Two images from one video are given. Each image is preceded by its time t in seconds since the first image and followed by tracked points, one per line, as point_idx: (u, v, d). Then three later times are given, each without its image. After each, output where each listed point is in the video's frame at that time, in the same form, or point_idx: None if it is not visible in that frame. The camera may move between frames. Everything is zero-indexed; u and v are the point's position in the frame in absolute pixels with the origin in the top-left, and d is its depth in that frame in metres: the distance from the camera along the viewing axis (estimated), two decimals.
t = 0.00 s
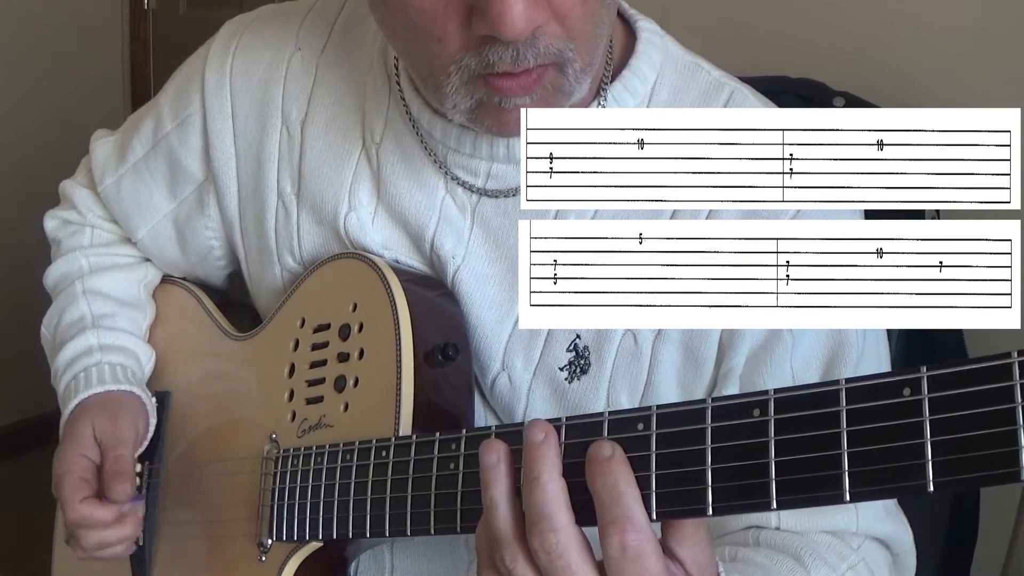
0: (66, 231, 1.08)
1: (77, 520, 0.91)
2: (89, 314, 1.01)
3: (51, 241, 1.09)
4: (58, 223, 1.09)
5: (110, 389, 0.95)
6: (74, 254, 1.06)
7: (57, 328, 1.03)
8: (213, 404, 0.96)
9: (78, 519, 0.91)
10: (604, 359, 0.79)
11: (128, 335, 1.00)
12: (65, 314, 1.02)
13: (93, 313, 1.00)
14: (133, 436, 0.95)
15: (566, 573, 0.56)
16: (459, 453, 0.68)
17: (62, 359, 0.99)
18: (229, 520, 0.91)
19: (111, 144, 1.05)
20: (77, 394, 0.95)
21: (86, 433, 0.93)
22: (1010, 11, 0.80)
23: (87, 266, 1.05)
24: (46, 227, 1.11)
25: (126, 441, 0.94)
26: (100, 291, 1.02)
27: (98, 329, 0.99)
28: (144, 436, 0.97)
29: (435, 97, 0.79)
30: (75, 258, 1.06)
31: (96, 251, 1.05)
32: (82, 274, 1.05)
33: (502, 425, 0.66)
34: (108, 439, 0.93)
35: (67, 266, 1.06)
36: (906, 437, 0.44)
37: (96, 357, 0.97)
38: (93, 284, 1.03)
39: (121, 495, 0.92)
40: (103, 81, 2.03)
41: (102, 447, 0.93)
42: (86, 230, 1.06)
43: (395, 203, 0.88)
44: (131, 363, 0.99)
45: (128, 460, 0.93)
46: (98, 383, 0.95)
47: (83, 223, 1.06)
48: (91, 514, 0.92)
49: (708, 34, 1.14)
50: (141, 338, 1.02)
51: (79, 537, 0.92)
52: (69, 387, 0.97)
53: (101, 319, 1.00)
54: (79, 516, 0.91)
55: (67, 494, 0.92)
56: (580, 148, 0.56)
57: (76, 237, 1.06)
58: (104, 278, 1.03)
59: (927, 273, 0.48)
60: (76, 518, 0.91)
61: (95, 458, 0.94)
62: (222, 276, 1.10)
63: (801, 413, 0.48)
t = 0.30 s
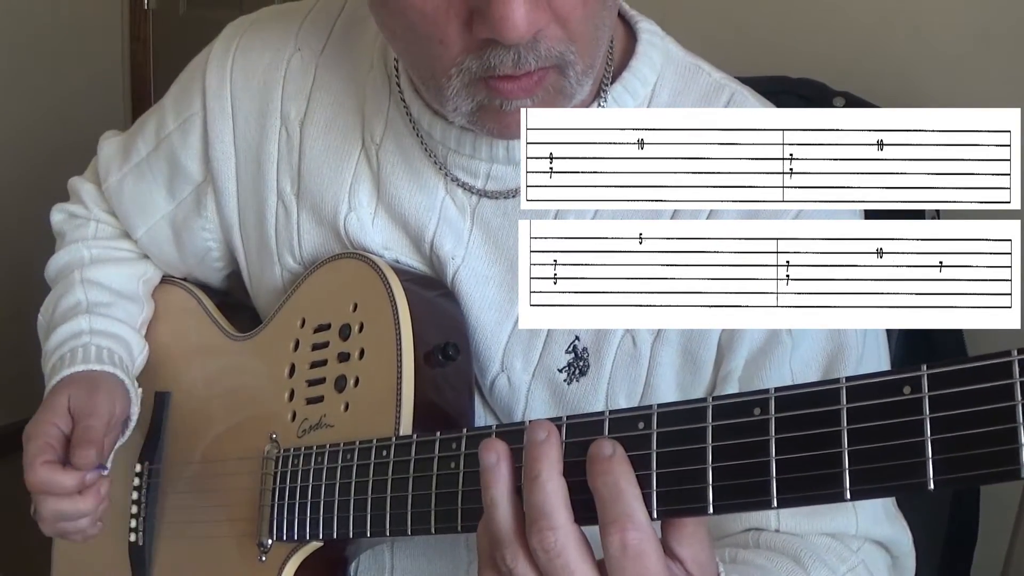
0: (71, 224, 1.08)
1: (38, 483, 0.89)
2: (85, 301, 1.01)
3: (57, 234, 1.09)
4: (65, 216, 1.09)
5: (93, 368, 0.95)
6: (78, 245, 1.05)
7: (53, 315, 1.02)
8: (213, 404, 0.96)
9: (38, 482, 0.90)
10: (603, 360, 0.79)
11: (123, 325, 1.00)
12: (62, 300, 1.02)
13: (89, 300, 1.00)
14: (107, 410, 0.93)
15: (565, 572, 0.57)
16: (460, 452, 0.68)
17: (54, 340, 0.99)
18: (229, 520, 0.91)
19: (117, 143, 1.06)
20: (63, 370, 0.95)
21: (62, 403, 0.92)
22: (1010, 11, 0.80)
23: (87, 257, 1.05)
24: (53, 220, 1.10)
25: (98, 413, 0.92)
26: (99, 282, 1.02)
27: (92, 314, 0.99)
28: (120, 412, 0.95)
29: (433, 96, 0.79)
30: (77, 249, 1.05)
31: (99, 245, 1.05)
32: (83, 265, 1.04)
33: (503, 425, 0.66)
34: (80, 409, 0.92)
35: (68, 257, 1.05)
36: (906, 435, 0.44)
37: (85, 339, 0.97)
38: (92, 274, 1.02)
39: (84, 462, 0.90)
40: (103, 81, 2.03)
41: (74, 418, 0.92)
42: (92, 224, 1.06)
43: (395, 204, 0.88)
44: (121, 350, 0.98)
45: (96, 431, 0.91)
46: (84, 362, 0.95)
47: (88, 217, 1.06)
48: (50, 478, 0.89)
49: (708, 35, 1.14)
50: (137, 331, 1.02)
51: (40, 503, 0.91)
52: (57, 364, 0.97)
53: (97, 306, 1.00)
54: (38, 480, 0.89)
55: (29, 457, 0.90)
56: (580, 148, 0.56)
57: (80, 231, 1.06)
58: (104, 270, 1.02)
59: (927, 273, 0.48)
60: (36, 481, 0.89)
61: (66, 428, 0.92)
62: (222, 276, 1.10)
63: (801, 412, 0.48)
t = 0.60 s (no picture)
0: (68, 229, 1.08)
1: (71, 487, 0.91)
2: (85, 307, 1.01)
3: (54, 239, 1.09)
4: (62, 221, 1.09)
5: (98, 373, 0.95)
6: (77, 250, 1.05)
7: (54, 322, 1.02)
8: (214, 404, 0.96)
9: (72, 487, 0.91)
10: (602, 359, 0.79)
11: (124, 328, 1.00)
12: (62, 306, 1.02)
13: (89, 307, 1.00)
14: (125, 407, 0.94)
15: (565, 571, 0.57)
16: (460, 450, 0.68)
17: (56, 347, 0.99)
18: (229, 520, 0.91)
19: (115, 146, 1.06)
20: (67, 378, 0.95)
21: (76, 411, 0.92)
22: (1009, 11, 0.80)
23: (87, 262, 1.05)
24: (50, 225, 1.11)
25: (116, 410, 0.93)
26: (99, 287, 1.02)
27: (93, 319, 0.99)
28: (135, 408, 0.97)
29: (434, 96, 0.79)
30: (76, 255, 1.05)
31: (98, 249, 1.05)
32: (83, 270, 1.04)
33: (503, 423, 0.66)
34: (95, 412, 0.93)
35: (67, 261, 1.05)
36: (905, 431, 0.44)
37: (87, 345, 0.97)
38: (92, 279, 1.03)
39: (115, 458, 0.91)
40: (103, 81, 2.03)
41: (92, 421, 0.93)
42: (90, 229, 1.06)
43: (396, 204, 0.88)
44: (123, 354, 0.99)
45: (120, 426, 0.92)
46: (87, 369, 0.95)
47: (86, 221, 1.06)
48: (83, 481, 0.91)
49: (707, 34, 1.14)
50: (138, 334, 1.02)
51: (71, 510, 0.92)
52: (61, 371, 0.97)
53: (98, 312, 1.00)
54: (72, 483, 0.90)
55: (57, 465, 0.91)
56: (580, 148, 0.56)
57: (78, 235, 1.06)
58: (104, 275, 1.03)
59: (927, 273, 0.48)
60: (71, 485, 0.91)
61: (85, 433, 0.93)
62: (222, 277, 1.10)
63: (800, 409, 0.48)
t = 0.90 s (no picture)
0: (57, 242, 1.08)
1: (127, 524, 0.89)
2: (82, 329, 1.00)
3: (44, 253, 1.09)
4: (50, 234, 1.09)
5: (107, 406, 0.95)
6: (67, 267, 1.05)
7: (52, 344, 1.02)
8: (213, 403, 0.96)
9: (128, 525, 0.89)
10: (597, 361, 0.78)
11: (125, 347, 1.00)
12: (60, 331, 1.01)
13: (87, 328, 1.00)
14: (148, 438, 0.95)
15: None
16: (456, 452, 0.68)
17: (60, 379, 0.99)
18: (227, 519, 0.91)
19: (105, 148, 1.05)
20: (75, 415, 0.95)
21: (100, 452, 0.92)
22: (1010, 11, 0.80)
23: (79, 279, 1.04)
24: (38, 238, 1.10)
25: (143, 440, 0.94)
26: (93, 304, 1.02)
27: (92, 345, 0.98)
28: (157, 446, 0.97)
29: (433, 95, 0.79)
30: (66, 271, 1.05)
31: (90, 261, 1.05)
32: (75, 288, 1.04)
33: (501, 425, 0.66)
34: (121, 446, 0.92)
35: (60, 278, 1.05)
36: (901, 439, 0.43)
37: (90, 375, 0.97)
38: (86, 299, 1.02)
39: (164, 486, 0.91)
40: (103, 80, 2.03)
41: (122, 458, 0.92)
42: (79, 241, 1.06)
43: (394, 204, 0.88)
44: (128, 377, 0.99)
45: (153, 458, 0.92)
46: (94, 403, 0.94)
47: (74, 234, 1.06)
48: (139, 514, 0.89)
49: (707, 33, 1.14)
50: (139, 346, 1.02)
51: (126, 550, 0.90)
52: (69, 405, 0.97)
53: (95, 334, 0.99)
54: (127, 522, 0.89)
55: (107, 509, 0.90)
56: (580, 148, 0.56)
57: (68, 248, 1.06)
58: (97, 289, 1.02)
59: (927, 273, 0.48)
60: (125, 524, 0.89)
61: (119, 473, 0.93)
62: (222, 276, 1.10)
63: (795, 413, 0.48)
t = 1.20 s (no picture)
0: (61, 239, 1.08)
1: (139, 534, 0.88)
2: (86, 327, 1.00)
3: (47, 249, 1.09)
4: (53, 231, 1.09)
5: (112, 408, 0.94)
6: (70, 264, 1.05)
7: (55, 342, 1.02)
8: (212, 403, 0.96)
9: (140, 535, 0.89)
10: (595, 367, 0.78)
11: (127, 347, 1.00)
12: (63, 329, 1.01)
13: (91, 327, 1.00)
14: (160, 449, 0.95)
15: None
16: (446, 452, 0.68)
17: (62, 377, 0.99)
18: (224, 520, 0.91)
19: (109, 145, 1.05)
20: (81, 414, 0.94)
21: (114, 457, 0.91)
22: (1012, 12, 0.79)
23: (82, 276, 1.04)
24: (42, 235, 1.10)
25: (157, 452, 0.93)
26: (97, 303, 1.02)
27: (96, 344, 0.98)
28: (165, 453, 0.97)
29: (427, 98, 0.80)
30: (69, 268, 1.05)
31: (94, 259, 1.05)
32: (78, 285, 1.04)
33: (490, 424, 0.66)
34: (136, 456, 0.92)
35: (63, 275, 1.05)
36: (888, 437, 0.43)
37: (96, 376, 0.96)
38: (89, 297, 1.02)
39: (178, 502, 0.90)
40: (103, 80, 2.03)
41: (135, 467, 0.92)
42: (83, 238, 1.06)
43: (392, 206, 0.88)
44: (131, 377, 0.99)
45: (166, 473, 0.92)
46: (101, 404, 0.94)
47: (78, 231, 1.07)
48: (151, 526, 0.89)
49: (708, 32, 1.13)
50: (141, 347, 1.02)
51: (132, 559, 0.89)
52: (71, 405, 0.97)
53: (99, 333, 0.99)
54: (139, 532, 0.88)
55: (121, 516, 0.89)
56: (580, 148, 0.56)
57: (72, 245, 1.06)
58: (100, 288, 1.02)
59: (927, 273, 0.48)
60: (138, 534, 0.88)
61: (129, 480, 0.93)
62: (222, 275, 1.10)
63: (781, 409, 0.48)
